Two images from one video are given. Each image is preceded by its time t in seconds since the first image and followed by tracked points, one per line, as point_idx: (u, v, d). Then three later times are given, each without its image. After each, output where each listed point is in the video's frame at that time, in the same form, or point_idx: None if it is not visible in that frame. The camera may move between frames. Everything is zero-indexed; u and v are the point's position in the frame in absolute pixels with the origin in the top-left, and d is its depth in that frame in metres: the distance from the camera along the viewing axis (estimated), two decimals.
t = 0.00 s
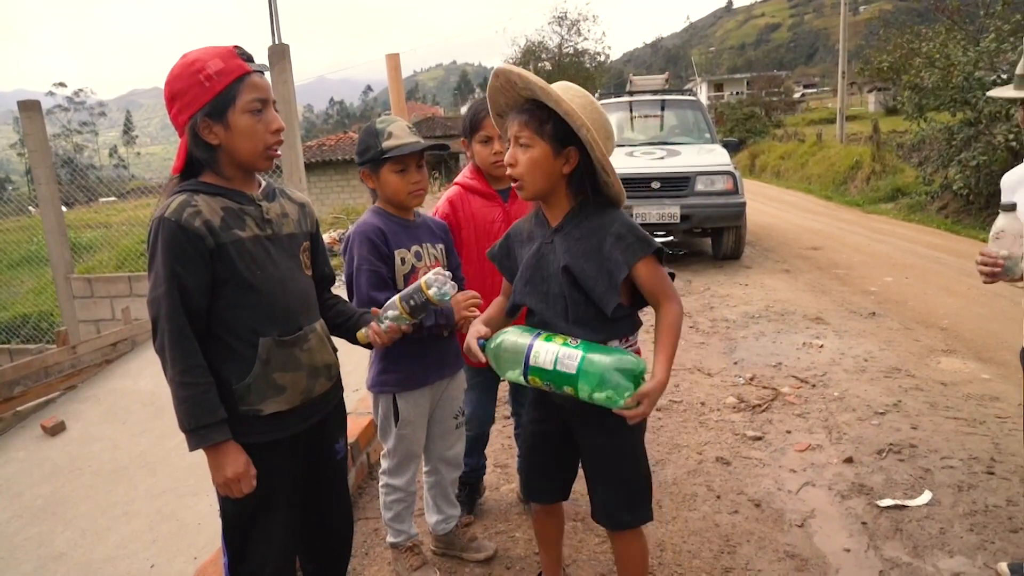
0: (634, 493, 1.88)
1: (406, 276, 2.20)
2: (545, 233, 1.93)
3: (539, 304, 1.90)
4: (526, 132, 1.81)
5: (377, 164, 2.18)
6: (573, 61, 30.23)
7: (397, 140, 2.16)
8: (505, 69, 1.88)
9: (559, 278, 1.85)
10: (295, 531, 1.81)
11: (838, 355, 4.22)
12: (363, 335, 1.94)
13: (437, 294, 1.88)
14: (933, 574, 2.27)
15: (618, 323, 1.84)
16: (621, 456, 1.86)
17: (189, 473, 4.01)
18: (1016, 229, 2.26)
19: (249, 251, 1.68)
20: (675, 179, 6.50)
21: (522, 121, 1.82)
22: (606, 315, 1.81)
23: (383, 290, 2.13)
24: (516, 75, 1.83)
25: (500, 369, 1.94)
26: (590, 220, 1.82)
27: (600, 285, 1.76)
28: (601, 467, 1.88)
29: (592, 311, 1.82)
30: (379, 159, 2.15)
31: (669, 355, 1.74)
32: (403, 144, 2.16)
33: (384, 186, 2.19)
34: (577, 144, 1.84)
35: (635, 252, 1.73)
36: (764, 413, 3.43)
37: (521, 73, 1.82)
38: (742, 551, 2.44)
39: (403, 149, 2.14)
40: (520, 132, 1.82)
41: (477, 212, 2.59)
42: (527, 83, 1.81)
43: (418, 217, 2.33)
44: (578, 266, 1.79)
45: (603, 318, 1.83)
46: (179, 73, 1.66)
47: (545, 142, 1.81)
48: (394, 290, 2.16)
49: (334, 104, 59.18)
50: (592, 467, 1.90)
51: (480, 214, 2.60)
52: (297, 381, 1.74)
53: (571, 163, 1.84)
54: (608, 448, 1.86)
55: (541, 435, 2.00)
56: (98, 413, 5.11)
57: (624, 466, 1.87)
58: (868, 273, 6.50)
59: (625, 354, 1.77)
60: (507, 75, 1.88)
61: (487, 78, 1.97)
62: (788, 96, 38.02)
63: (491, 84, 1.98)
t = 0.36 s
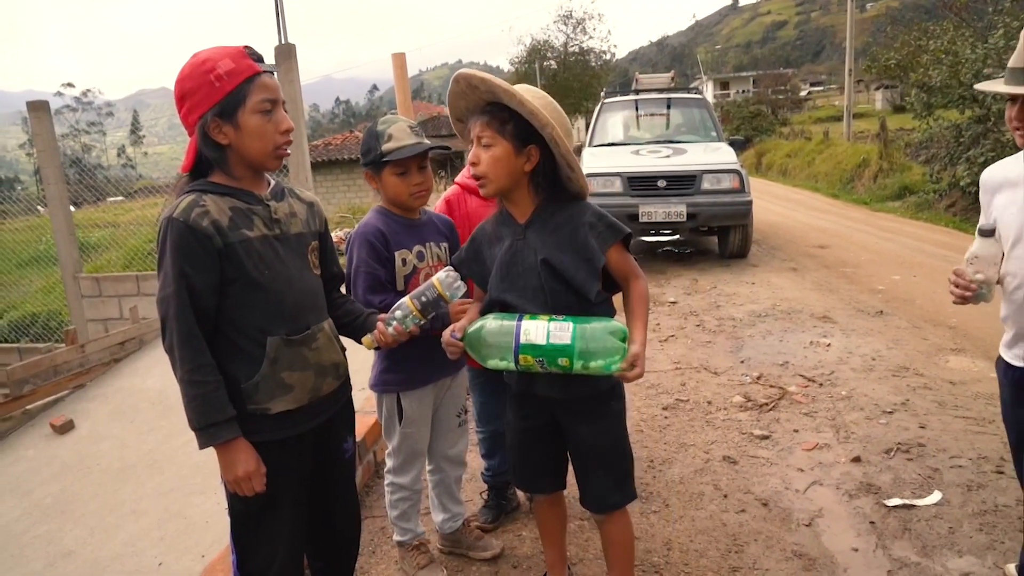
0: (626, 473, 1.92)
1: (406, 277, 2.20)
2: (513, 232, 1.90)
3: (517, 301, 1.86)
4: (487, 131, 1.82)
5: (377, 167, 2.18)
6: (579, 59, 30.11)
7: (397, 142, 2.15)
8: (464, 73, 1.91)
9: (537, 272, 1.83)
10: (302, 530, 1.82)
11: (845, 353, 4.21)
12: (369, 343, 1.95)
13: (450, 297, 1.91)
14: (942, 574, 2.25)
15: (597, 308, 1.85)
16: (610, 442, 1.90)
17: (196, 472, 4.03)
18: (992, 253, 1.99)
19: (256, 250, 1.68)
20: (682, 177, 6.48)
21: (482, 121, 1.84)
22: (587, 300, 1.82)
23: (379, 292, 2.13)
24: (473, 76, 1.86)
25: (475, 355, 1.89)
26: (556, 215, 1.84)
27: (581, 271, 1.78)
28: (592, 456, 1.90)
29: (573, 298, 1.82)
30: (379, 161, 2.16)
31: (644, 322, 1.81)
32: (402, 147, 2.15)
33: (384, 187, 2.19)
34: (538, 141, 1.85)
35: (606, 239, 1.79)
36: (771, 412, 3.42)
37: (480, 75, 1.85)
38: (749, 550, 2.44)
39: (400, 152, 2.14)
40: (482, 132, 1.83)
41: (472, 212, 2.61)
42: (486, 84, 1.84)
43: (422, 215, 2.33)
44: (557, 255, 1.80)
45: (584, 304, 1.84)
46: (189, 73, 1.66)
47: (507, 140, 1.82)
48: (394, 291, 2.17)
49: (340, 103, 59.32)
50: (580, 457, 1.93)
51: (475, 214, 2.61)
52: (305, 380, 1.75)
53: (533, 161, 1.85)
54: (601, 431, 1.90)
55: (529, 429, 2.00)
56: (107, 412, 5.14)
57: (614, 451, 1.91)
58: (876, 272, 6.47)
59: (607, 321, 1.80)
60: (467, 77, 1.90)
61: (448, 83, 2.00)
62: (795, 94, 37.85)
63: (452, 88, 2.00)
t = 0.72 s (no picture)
0: (625, 472, 1.93)
1: (398, 279, 2.21)
2: (515, 229, 1.89)
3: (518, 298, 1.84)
4: (494, 132, 1.80)
5: (375, 168, 2.18)
6: (583, 58, 30.04)
7: (393, 145, 2.13)
8: (461, 73, 1.86)
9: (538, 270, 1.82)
10: (309, 529, 1.82)
11: (851, 352, 4.19)
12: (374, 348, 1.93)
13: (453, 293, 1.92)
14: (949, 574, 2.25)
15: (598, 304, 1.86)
16: (609, 441, 1.90)
17: (201, 470, 4.04)
18: (976, 259, 1.89)
19: (263, 250, 1.68)
20: (686, 176, 6.46)
21: (488, 122, 1.81)
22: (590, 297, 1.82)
23: (367, 292, 2.16)
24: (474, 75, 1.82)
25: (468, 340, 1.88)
26: (559, 214, 1.85)
27: (583, 266, 1.79)
28: (592, 454, 1.90)
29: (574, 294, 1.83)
30: (375, 163, 2.16)
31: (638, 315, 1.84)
32: (397, 150, 2.13)
33: (381, 188, 2.19)
34: (543, 138, 1.85)
35: (608, 238, 1.82)
36: (776, 411, 3.41)
37: (484, 72, 1.80)
38: (755, 549, 2.43)
39: (396, 155, 2.12)
40: (489, 133, 1.80)
41: (465, 218, 2.61)
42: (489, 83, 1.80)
43: (424, 214, 2.32)
44: (560, 252, 1.80)
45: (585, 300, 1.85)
46: (196, 73, 1.67)
47: (516, 140, 1.80)
48: (381, 290, 2.18)
49: (344, 103, 59.41)
50: (579, 456, 1.92)
51: (468, 219, 2.62)
52: (311, 380, 1.75)
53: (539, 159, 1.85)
54: (599, 429, 1.89)
55: (529, 428, 1.99)
56: (113, 410, 5.16)
57: (613, 450, 1.91)
58: (882, 271, 6.44)
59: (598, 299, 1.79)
60: (466, 75, 1.84)
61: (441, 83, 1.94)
62: (800, 92, 37.71)
63: (445, 89, 1.95)
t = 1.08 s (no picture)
0: (627, 480, 1.92)
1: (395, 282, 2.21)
2: (531, 226, 1.88)
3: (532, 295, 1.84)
4: (536, 142, 1.76)
5: (372, 169, 2.18)
6: (588, 58, 30.01)
7: (388, 146, 2.12)
8: (486, 83, 1.75)
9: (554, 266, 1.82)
10: (314, 529, 1.83)
11: (856, 353, 4.18)
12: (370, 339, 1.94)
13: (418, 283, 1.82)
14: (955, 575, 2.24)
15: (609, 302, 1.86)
16: (609, 448, 1.89)
17: (207, 469, 4.06)
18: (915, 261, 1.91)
19: (268, 250, 1.69)
20: (691, 176, 6.45)
21: (525, 132, 1.76)
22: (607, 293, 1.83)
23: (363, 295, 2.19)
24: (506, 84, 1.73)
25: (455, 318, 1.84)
26: (582, 212, 1.84)
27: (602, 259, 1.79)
28: (592, 461, 1.90)
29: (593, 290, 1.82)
30: (372, 164, 2.15)
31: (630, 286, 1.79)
32: (393, 152, 2.12)
33: (379, 189, 2.19)
34: (569, 133, 1.86)
35: (625, 238, 1.83)
36: (781, 412, 3.41)
37: (525, 78, 1.70)
38: (760, 550, 2.43)
39: (391, 157, 2.10)
40: (530, 145, 1.75)
41: (477, 218, 2.63)
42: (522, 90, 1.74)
43: (423, 215, 2.32)
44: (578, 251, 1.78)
45: (593, 300, 1.85)
46: (202, 74, 1.67)
47: (555, 143, 1.78)
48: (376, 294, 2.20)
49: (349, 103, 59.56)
50: (579, 462, 1.92)
51: (480, 219, 2.63)
52: (317, 380, 1.76)
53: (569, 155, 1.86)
54: (600, 436, 1.88)
55: (529, 433, 1.98)
56: (119, 409, 5.19)
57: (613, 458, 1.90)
58: (888, 271, 6.42)
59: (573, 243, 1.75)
60: (500, 84, 1.73)
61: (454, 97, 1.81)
62: (806, 92, 37.62)
63: (459, 102, 1.81)
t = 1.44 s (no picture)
0: (635, 486, 1.91)
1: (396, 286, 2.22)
2: (543, 228, 1.88)
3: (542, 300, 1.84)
4: (551, 147, 1.75)
5: (372, 171, 2.18)
6: (592, 58, 29.97)
7: (389, 148, 2.12)
8: (508, 82, 1.73)
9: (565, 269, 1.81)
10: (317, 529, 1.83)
11: (860, 354, 4.17)
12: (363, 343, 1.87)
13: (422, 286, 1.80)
14: None
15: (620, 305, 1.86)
16: (617, 455, 1.88)
17: (211, 468, 4.07)
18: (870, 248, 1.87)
19: (271, 251, 1.69)
20: (695, 176, 6.44)
21: (541, 135, 1.75)
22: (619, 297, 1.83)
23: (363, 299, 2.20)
24: (530, 86, 1.71)
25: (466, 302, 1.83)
26: (594, 216, 1.84)
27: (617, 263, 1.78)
28: (601, 468, 1.89)
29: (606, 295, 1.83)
30: (372, 167, 2.15)
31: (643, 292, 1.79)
32: (393, 154, 2.11)
33: (380, 192, 2.19)
34: (588, 139, 1.83)
35: (639, 240, 1.81)
36: (786, 413, 3.40)
37: (551, 84, 1.68)
38: (763, 551, 2.42)
39: (391, 160, 2.10)
40: (545, 149, 1.74)
41: (481, 219, 2.64)
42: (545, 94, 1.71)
43: (424, 216, 2.32)
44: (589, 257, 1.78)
45: (605, 305, 1.85)
46: (203, 74, 1.68)
47: (572, 150, 1.77)
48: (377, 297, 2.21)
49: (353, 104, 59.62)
50: (588, 469, 1.92)
51: (484, 220, 2.64)
52: (319, 381, 1.76)
53: (586, 161, 1.85)
54: (608, 443, 1.88)
55: (537, 439, 1.98)
56: (123, 408, 5.20)
57: (621, 465, 1.89)
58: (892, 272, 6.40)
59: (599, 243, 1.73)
60: (521, 85, 1.71)
61: (477, 91, 1.79)
62: (810, 92, 37.52)
63: (481, 96, 1.79)
